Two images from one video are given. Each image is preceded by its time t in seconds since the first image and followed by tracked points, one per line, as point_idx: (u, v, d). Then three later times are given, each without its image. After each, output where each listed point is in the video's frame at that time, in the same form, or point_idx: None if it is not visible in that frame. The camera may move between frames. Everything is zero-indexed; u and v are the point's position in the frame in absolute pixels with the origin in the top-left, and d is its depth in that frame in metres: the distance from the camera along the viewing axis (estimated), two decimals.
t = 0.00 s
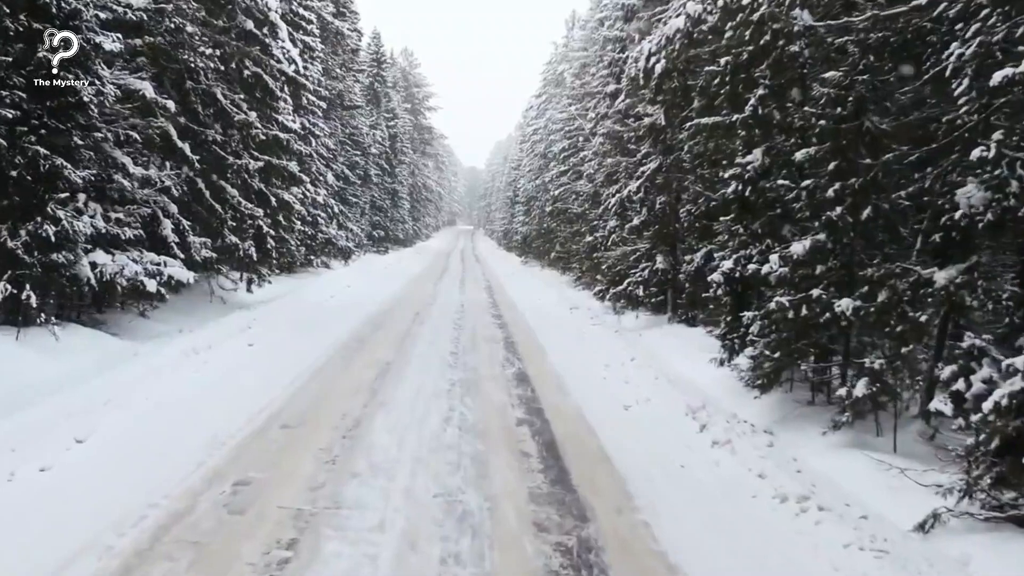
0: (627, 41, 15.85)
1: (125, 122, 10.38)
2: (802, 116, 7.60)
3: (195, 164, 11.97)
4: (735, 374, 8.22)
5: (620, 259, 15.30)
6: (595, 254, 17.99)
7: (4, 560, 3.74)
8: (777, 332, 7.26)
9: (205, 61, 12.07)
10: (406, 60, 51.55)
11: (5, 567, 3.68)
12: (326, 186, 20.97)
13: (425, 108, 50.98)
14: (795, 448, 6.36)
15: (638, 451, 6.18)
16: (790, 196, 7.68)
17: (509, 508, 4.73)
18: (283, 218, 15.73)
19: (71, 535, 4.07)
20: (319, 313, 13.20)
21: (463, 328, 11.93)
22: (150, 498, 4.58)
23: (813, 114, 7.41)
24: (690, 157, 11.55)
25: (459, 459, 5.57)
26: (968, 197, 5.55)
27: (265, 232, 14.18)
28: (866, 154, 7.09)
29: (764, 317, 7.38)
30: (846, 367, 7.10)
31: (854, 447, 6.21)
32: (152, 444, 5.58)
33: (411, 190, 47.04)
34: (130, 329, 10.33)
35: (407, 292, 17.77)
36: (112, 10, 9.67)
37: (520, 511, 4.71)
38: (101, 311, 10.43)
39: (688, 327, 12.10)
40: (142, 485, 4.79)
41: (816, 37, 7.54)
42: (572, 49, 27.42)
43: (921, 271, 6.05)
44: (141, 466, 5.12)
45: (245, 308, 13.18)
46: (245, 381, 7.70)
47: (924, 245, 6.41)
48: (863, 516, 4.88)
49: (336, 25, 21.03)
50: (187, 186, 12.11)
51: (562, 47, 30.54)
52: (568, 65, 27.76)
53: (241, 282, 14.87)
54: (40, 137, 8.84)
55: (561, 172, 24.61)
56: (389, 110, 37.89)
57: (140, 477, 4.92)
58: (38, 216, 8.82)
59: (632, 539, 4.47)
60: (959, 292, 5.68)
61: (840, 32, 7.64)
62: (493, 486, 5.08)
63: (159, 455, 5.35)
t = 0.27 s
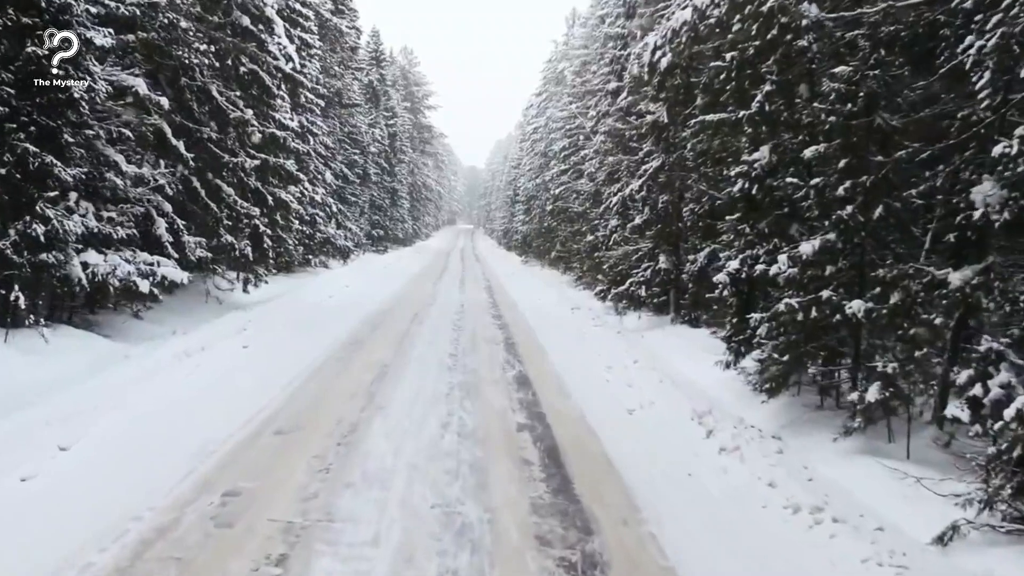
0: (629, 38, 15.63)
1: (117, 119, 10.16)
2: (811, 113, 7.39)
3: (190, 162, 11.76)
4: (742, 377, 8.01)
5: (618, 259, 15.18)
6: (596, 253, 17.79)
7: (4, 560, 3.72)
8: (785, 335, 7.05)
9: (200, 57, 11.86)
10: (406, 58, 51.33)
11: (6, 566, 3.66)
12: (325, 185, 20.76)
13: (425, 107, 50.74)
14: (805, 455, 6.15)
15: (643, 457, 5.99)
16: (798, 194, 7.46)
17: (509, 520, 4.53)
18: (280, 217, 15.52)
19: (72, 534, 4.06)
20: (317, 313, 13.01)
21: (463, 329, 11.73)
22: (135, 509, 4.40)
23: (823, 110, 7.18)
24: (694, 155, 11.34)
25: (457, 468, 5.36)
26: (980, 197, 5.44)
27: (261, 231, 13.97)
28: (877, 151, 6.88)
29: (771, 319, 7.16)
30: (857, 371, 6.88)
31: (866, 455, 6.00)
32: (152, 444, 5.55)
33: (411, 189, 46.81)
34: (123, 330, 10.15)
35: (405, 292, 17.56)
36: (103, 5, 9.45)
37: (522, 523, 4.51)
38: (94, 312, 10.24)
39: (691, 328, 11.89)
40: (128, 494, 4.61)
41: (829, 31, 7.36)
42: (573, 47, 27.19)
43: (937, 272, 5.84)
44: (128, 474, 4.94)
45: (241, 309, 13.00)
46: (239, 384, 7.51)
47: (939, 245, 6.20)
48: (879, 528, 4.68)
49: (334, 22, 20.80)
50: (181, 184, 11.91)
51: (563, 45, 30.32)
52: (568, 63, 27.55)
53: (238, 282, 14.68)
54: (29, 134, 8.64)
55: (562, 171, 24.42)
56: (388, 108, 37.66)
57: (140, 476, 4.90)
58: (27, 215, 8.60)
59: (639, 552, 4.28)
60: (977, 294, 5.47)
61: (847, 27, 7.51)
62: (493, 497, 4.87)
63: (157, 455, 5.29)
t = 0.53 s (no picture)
0: (630, 35, 15.44)
1: (110, 117, 9.98)
2: (819, 109, 7.20)
3: (185, 161, 11.56)
4: (747, 380, 7.83)
5: (621, 258, 14.98)
6: (597, 253, 17.59)
7: (5, 560, 3.69)
8: (793, 337, 6.87)
9: (195, 54, 11.65)
10: (405, 57, 51.13)
11: (6, 566, 3.64)
12: (323, 183, 20.56)
13: (424, 106, 50.51)
14: (815, 461, 5.96)
15: (648, 464, 5.80)
16: (806, 193, 7.27)
17: (510, 533, 4.34)
18: (277, 216, 15.33)
19: (72, 534, 4.04)
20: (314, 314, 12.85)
21: (463, 330, 11.55)
22: (120, 521, 4.21)
23: (832, 106, 6.98)
24: (697, 153, 11.15)
25: (456, 476, 5.17)
26: (996, 194, 5.25)
27: (258, 230, 13.78)
28: (887, 148, 6.70)
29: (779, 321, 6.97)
30: (867, 374, 6.69)
31: (879, 461, 5.80)
32: (149, 445, 5.46)
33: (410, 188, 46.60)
34: (116, 330, 9.95)
35: (404, 292, 17.38)
36: None
37: (523, 536, 4.31)
38: (86, 312, 10.04)
39: (694, 329, 11.70)
40: (114, 504, 4.43)
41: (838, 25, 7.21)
42: (574, 45, 26.97)
43: (951, 273, 5.64)
44: (115, 482, 4.76)
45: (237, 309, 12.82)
46: (233, 387, 7.32)
47: (953, 245, 6.00)
48: (895, 540, 4.49)
49: (332, 19, 20.60)
50: (176, 183, 11.72)
51: (563, 43, 30.14)
52: (568, 61, 27.38)
53: (234, 282, 14.51)
54: (17, 132, 8.44)
55: (562, 170, 24.24)
56: (387, 107, 37.41)
57: (139, 477, 4.85)
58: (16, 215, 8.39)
59: (646, 567, 4.08)
60: (994, 296, 5.28)
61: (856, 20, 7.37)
62: (494, 508, 4.68)
63: (153, 457, 5.19)
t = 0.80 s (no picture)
0: (632, 32, 15.21)
1: (101, 114, 9.79)
2: (828, 106, 6.98)
3: (178, 160, 11.36)
4: (752, 385, 7.62)
5: (622, 258, 14.77)
6: (597, 252, 17.39)
7: (4, 560, 3.69)
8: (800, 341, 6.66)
9: (188, 50, 11.44)
10: (405, 55, 50.91)
11: (6, 566, 3.64)
12: (320, 182, 20.35)
13: (424, 104, 50.27)
14: (825, 470, 5.75)
15: (651, 472, 5.61)
16: (814, 191, 7.05)
17: (507, 549, 4.13)
18: (273, 215, 15.12)
19: (70, 534, 4.04)
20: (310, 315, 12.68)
21: (461, 332, 11.36)
22: (98, 537, 4.02)
23: (841, 102, 6.80)
24: (700, 152, 10.93)
25: (452, 487, 4.97)
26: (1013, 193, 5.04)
27: (254, 230, 13.57)
28: (898, 146, 6.49)
29: (786, 324, 6.78)
30: (877, 379, 6.48)
31: (891, 469, 5.60)
32: (143, 448, 5.44)
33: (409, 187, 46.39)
34: (107, 331, 9.77)
35: (402, 292, 17.18)
36: None
37: (521, 553, 4.11)
38: (77, 314, 9.85)
39: (697, 330, 11.50)
40: (93, 518, 4.24)
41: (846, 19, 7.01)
42: (574, 43, 26.76)
43: (965, 275, 5.44)
44: (95, 494, 4.57)
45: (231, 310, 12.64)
46: (223, 392, 7.13)
47: (968, 246, 5.78)
48: (911, 556, 4.29)
49: (330, 16, 20.38)
50: (170, 182, 11.51)
51: (563, 41, 29.92)
52: (569, 60, 27.17)
53: (229, 283, 14.34)
54: (4, 129, 8.23)
55: (562, 169, 24.04)
56: (387, 105, 37.17)
57: (136, 477, 4.85)
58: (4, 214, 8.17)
59: None
60: (1011, 300, 5.07)
61: (863, 15, 7.20)
62: (490, 522, 4.48)
63: (148, 460, 5.18)
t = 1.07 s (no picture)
0: (633, 29, 15.02)
1: (92, 111, 9.60)
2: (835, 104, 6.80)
3: (171, 159, 11.17)
4: (756, 388, 7.45)
5: (622, 259, 14.59)
6: (597, 252, 17.21)
7: (6, 560, 3.69)
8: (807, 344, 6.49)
9: (182, 47, 11.25)
10: (404, 54, 50.70)
11: (7, 566, 3.64)
12: (318, 181, 20.18)
13: (423, 103, 50.06)
14: (834, 479, 5.58)
15: (654, 480, 5.46)
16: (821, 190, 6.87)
17: (505, 564, 3.96)
18: (270, 215, 14.94)
19: (70, 534, 4.04)
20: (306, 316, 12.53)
21: (460, 333, 11.19)
22: (78, 551, 3.84)
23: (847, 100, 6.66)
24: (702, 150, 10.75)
25: (448, 497, 4.80)
26: None
27: (249, 230, 13.39)
28: (908, 144, 6.30)
29: (792, 326, 6.62)
30: (885, 383, 6.31)
31: (902, 477, 5.42)
32: (140, 447, 5.41)
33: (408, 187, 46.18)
34: (99, 332, 9.59)
35: (401, 292, 17.01)
36: None
37: (519, 568, 3.93)
38: (68, 316, 9.67)
39: (698, 332, 11.33)
40: (74, 529, 4.08)
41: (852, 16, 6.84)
42: (573, 41, 26.59)
43: (979, 278, 5.26)
44: (77, 504, 4.40)
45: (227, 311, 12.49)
46: (215, 396, 6.96)
47: (980, 248, 5.61)
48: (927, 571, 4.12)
49: (328, 14, 20.20)
50: (163, 181, 11.33)
51: (563, 40, 29.72)
52: (568, 58, 26.98)
53: (225, 283, 14.18)
54: None
55: (562, 168, 23.87)
56: (386, 104, 36.96)
57: (135, 477, 4.84)
58: None
59: None
60: None
61: (870, 9, 7.02)
62: (487, 534, 4.31)
63: (146, 459, 5.15)
